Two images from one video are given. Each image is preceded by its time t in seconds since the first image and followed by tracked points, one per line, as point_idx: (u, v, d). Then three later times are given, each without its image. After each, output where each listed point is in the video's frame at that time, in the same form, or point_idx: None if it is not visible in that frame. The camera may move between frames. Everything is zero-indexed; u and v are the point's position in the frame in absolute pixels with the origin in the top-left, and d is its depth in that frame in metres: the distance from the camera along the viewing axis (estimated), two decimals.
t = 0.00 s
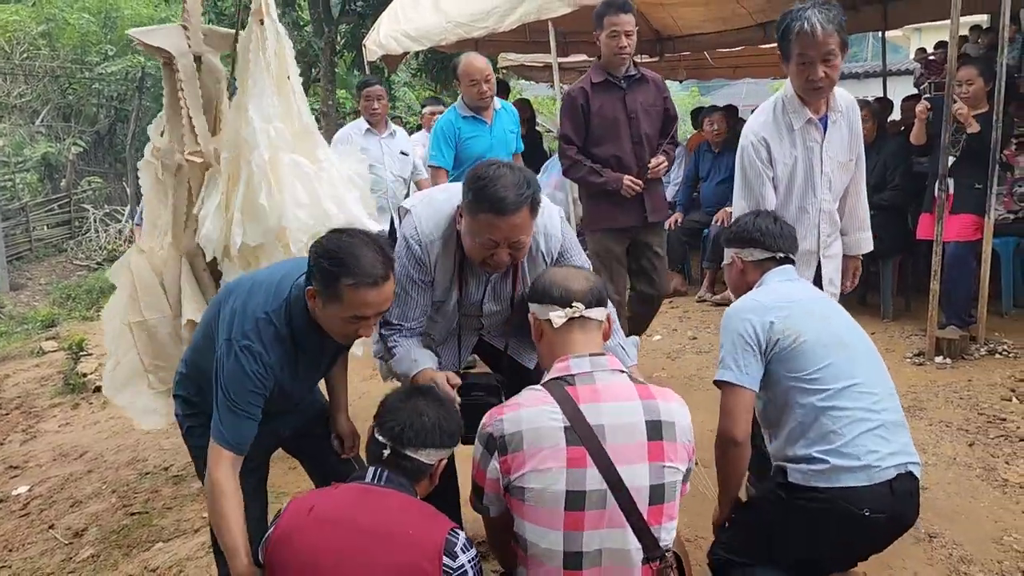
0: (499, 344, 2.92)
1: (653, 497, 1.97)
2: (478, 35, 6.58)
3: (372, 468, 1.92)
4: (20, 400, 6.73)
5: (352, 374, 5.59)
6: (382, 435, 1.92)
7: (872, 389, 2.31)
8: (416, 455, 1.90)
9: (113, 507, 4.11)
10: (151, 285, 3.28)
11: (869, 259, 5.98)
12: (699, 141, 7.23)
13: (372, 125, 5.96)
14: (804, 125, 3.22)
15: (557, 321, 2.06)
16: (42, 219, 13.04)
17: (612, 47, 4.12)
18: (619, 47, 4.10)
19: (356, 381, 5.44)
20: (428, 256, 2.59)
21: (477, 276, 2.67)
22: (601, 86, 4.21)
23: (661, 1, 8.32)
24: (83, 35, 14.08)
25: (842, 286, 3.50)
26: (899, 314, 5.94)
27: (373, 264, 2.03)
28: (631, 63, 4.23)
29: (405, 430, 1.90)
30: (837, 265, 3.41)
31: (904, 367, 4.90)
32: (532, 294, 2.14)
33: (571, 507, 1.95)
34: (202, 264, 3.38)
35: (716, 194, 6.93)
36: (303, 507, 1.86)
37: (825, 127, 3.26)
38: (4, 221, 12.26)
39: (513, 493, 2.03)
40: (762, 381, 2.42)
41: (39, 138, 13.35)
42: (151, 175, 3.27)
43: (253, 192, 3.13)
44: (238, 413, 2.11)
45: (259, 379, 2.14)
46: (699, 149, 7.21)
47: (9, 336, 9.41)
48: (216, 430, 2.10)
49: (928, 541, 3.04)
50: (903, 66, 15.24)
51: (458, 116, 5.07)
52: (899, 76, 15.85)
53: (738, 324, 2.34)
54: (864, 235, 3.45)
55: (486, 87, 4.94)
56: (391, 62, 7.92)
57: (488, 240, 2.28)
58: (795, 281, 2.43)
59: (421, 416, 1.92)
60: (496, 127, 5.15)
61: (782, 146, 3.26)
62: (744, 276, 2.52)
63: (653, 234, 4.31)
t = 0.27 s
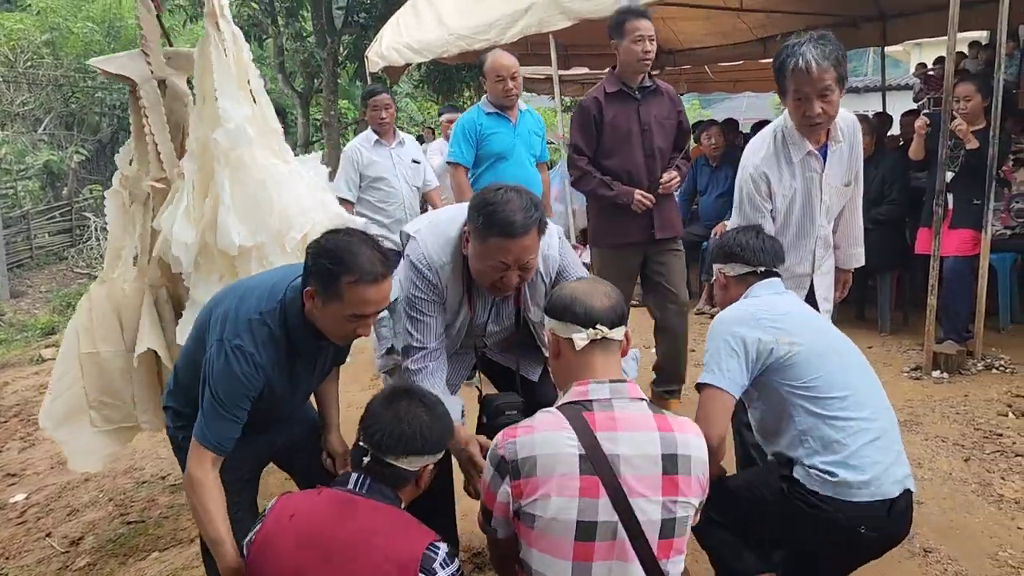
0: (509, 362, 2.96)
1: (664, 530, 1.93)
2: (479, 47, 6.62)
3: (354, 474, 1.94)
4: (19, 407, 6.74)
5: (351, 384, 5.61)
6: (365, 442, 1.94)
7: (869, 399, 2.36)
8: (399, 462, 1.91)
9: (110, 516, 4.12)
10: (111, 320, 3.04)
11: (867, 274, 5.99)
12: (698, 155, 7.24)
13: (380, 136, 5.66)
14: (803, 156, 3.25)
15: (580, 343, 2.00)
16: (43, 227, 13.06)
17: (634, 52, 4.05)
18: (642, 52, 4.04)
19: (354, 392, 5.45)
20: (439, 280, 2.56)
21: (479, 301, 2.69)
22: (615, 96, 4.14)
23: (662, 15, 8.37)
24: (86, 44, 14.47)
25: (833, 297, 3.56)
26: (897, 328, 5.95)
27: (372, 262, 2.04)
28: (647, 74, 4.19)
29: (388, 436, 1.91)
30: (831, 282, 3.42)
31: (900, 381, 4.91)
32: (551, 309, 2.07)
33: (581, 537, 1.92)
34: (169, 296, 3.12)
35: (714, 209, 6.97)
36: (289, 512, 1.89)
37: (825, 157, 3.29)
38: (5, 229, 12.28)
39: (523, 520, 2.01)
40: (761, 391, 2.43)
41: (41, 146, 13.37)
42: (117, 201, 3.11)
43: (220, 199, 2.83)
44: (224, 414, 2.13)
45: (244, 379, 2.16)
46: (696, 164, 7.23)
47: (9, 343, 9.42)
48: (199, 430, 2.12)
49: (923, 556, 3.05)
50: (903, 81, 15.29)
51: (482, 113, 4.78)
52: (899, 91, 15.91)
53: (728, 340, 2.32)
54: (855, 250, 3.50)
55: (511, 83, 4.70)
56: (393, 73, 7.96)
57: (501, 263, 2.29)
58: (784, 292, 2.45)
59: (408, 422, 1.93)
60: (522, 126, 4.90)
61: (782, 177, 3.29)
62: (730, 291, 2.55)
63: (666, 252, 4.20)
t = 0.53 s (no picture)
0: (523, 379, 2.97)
1: (668, 519, 1.94)
2: (481, 62, 6.65)
3: (334, 500, 1.90)
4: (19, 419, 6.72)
5: (352, 398, 5.62)
6: (345, 466, 1.89)
7: (850, 428, 2.36)
8: (381, 488, 1.86)
9: (109, 529, 4.12)
10: (69, 369, 3.07)
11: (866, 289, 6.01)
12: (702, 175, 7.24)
13: (389, 140, 5.56)
14: (796, 185, 3.28)
15: (564, 351, 1.99)
16: (47, 239, 13.04)
17: (662, 70, 4.03)
18: (672, 70, 4.02)
19: (353, 405, 5.46)
20: (461, 313, 2.53)
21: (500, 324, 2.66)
22: (639, 112, 4.13)
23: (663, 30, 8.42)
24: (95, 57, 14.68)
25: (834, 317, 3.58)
26: (896, 343, 5.95)
27: (372, 262, 2.06)
28: (675, 93, 4.18)
29: (369, 462, 1.85)
30: (829, 302, 3.43)
31: (899, 396, 4.92)
32: (530, 321, 2.05)
33: (590, 533, 1.91)
34: (128, 344, 3.10)
35: (714, 225, 6.96)
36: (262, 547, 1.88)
37: (819, 185, 3.32)
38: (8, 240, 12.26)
39: (529, 526, 2.00)
40: (736, 421, 2.47)
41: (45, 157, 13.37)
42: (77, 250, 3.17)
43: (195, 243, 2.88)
44: (216, 415, 2.16)
45: (236, 379, 2.18)
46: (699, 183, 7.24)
47: (10, 355, 9.41)
48: (190, 429, 2.16)
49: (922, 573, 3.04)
50: (903, 96, 15.35)
51: (499, 127, 4.65)
52: (900, 106, 15.97)
53: (695, 367, 2.38)
54: (857, 272, 3.50)
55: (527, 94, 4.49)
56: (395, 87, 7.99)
57: (529, 284, 2.29)
58: (761, 320, 2.46)
59: (395, 448, 1.86)
60: (539, 143, 4.73)
61: (774, 205, 3.32)
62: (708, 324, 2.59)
63: (680, 272, 4.16)
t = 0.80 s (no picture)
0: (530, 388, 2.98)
1: (653, 462, 2.00)
2: (483, 77, 6.68)
3: (331, 504, 1.87)
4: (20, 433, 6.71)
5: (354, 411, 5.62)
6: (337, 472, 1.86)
7: (828, 443, 2.36)
8: (374, 495, 1.81)
9: (109, 543, 4.11)
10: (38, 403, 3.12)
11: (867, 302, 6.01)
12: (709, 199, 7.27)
13: (408, 154, 5.59)
14: (789, 198, 3.29)
15: (525, 357, 2.07)
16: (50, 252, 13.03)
17: (683, 84, 3.96)
18: (689, 85, 3.94)
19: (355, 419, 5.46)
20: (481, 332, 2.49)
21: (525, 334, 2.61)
22: (664, 122, 4.06)
23: (664, 44, 8.45)
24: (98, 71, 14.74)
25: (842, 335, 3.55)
26: (898, 357, 5.95)
27: (367, 258, 2.07)
28: (704, 103, 4.07)
29: (361, 465, 1.81)
30: (833, 319, 3.44)
31: (901, 411, 4.91)
32: (484, 343, 2.14)
33: (581, 477, 1.93)
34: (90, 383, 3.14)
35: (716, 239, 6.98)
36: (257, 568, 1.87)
37: (814, 199, 3.32)
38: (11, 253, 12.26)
39: (518, 494, 2.01)
40: (708, 425, 2.49)
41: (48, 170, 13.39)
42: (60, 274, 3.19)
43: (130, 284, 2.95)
44: (226, 418, 2.20)
45: (240, 379, 2.21)
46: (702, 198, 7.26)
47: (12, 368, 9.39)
48: (205, 434, 2.21)
49: None
50: (903, 109, 15.40)
51: (512, 146, 4.35)
52: (900, 119, 16.01)
53: (675, 363, 2.44)
54: (864, 289, 3.46)
55: (545, 114, 4.24)
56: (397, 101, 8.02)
57: (562, 291, 2.28)
58: (751, 330, 2.49)
59: (387, 451, 1.82)
60: (557, 156, 4.48)
61: (768, 217, 3.34)
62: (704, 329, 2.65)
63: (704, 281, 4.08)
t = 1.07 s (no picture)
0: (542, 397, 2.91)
1: (628, 397, 2.16)
2: (485, 89, 6.71)
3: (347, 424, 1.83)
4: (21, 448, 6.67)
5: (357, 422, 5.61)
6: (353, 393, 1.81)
7: (808, 405, 2.34)
8: (382, 409, 1.76)
9: (111, 557, 4.09)
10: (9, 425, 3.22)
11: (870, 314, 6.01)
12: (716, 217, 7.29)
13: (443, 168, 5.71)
14: (791, 198, 3.32)
15: (511, 347, 2.30)
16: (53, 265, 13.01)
17: (694, 94, 3.96)
18: (700, 96, 3.94)
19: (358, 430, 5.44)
20: (486, 309, 2.52)
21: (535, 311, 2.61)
22: (676, 134, 4.06)
23: (666, 57, 8.49)
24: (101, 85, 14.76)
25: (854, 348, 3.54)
26: (901, 369, 5.94)
27: (378, 249, 2.11)
28: (716, 115, 4.07)
29: (369, 384, 1.77)
30: (842, 329, 3.44)
31: (905, 422, 4.90)
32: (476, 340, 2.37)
33: (560, 401, 2.05)
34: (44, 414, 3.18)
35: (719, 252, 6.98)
36: (254, 492, 1.77)
37: (816, 200, 3.34)
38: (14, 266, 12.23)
39: (502, 434, 2.11)
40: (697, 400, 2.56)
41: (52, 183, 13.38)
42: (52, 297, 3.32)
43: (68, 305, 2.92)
44: (226, 403, 2.27)
45: (243, 366, 2.28)
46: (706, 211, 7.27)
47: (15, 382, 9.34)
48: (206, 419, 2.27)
49: None
50: (904, 121, 15.45)
51: (530, 153, 4.29)
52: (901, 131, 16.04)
53: (658, 341, 2.54)
54: (876, 301, 3.45)
55: (563, 119, 4.19)
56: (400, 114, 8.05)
57: (574, 266, 2.31)
58: (740, 304, 2.53)
59: (398, 372, 1.77)
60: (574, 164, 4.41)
61: (769, 218, 3.37)
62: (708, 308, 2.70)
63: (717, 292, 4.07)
